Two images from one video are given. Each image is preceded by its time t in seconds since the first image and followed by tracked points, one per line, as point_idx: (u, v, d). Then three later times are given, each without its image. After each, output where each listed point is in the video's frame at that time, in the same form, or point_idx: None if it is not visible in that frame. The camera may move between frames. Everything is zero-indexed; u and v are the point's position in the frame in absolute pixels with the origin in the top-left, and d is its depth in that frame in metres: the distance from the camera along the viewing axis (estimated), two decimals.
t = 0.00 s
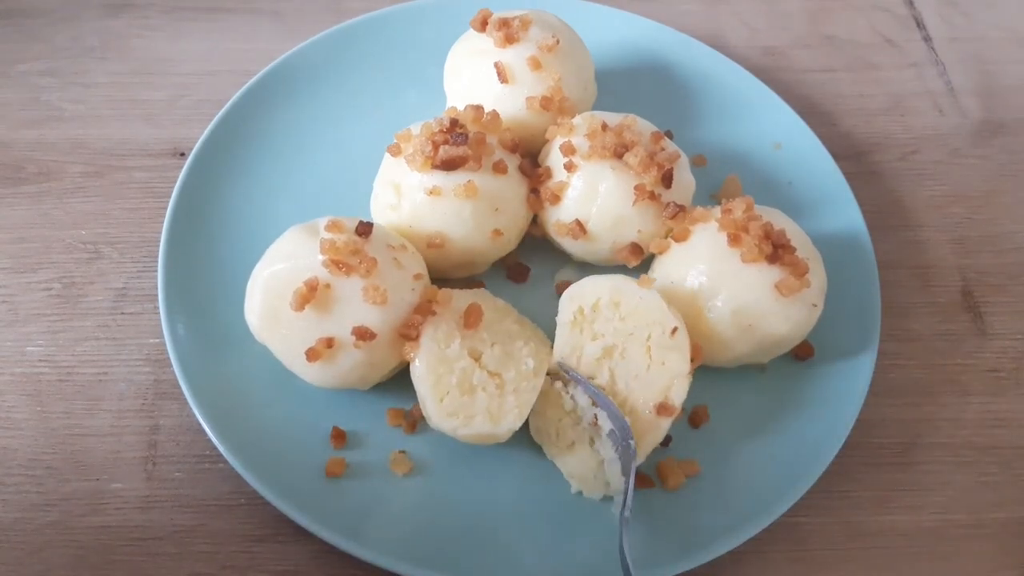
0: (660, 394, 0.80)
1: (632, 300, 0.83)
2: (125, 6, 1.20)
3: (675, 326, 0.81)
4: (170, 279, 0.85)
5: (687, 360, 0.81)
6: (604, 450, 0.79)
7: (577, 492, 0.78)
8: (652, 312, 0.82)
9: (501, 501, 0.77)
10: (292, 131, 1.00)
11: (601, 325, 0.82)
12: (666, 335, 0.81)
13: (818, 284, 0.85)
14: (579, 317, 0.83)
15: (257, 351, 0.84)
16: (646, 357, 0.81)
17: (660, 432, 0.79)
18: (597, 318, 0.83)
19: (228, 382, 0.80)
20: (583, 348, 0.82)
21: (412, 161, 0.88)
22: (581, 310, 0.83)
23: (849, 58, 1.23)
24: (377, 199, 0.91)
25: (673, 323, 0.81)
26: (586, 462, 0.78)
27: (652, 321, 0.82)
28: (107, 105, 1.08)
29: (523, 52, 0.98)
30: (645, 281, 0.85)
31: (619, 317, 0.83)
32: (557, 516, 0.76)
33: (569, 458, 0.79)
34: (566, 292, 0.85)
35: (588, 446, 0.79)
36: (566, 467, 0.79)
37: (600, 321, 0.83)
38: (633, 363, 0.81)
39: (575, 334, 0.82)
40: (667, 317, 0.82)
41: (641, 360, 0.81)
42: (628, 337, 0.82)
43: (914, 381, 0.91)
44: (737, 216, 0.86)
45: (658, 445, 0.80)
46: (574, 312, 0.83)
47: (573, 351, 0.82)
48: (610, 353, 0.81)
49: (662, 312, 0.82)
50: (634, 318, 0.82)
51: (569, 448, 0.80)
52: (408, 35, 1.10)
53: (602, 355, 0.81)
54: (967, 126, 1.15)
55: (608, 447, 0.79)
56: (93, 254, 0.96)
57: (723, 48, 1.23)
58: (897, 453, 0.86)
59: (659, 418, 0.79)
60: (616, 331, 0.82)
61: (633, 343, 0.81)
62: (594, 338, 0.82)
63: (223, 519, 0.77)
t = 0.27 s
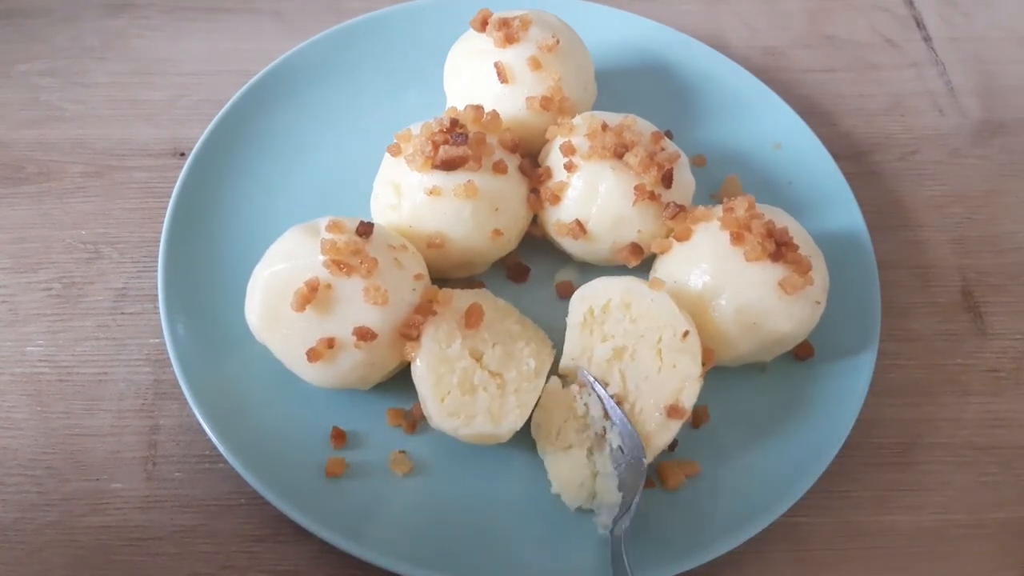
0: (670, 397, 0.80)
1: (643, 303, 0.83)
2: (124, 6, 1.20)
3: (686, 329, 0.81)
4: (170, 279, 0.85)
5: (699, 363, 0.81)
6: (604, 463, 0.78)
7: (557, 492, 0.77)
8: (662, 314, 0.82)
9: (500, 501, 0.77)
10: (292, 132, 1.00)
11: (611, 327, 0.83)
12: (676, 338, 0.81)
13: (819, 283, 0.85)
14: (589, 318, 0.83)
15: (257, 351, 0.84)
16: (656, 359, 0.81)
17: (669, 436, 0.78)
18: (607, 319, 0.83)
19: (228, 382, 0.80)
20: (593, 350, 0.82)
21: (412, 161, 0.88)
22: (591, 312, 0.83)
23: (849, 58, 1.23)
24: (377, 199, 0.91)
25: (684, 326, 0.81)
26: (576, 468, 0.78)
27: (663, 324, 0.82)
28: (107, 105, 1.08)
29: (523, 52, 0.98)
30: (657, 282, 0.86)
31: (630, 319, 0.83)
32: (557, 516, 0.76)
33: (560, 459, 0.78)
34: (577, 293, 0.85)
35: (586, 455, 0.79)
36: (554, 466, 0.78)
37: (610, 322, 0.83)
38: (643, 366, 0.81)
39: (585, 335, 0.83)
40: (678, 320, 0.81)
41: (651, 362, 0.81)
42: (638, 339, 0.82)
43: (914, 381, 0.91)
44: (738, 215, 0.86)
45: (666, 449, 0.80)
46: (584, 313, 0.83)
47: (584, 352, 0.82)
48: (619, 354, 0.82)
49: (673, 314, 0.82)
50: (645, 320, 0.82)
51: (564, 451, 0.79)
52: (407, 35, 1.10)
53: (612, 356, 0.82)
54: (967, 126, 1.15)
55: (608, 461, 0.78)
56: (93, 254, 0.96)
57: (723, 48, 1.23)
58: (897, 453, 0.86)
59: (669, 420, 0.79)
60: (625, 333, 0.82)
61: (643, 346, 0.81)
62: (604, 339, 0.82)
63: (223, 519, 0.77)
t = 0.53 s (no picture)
0: (674, 393, 0.80)
1: (640, 302, 0.83)
2: (125, 6, 1.20)
3: (685, 324, 0.82)
4: (170, 279, 0.85)
5: (699, 358, 0.81)
6: (575, 481, 0.76)
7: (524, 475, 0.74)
8: (661, 312, 0.82)
9: (500, 501, 0.77)
10: (292, 132, 1.00)
11: (609, 329, 0.83)
12: (677, 333, 0.81)
13: (819, 283, 0.85)
14: (587, 322, 0.83)
15: (257, 351, 0.84)
16: (657, 357, 0.81)
17: (676, 432, 0.79)
18: (604, 322, 0.83)
19: (228, 382, 0.80)
20: (592, 354, 0.82)
21: (412, 161, 0.88)
22: (588, 315, 0.83)
23: (849, 58, 1.23)
24: (377, 199, 0.91)
25: (683, 322, 0.82)
26: (551, 468, 0.75)
27: (662, 321, 0.82)
28: (107, 105, 1.08)
29: (523, 52, 0.98)
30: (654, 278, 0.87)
31: (628, 320, 0.83)
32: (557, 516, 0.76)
33: (546, 453, 0.75)
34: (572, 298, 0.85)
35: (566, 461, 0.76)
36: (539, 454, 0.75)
37: (608, 325, 0.83)
38: (644, 365, 0.81)
39: (582, 340, 0.82)
40: (678, 316, 0.82)
41: (652, 361, 0.81)
42: (637, 339, 0.82)
43: (914, 381, 0.91)
44: (738, 215, 0.86)
45: (671, 447, 0.80)
46: (581, 317, 0.83)
47: (582, 357, 0.82)
48: (618, 356, 0.82)
49: (671, 310, 0.82)
50: (644, 319, 0.83)
51: (553, 445, 0.76)
52: (407, 35, 1.10)
53: (612, 359, 0.81)
54: (967, 126, 1.15)
55: (578, 482, 0.76)
56: (93, 254, 0.96)
57: (723, 49, 1.23)
58: (897, 453, 0.86)
59: (674, 416, 0.79)
60: (624, 334, 0.82)
61: (642, 345, 0.82)
62: (602, 343, 0.82)
63: (223, 519, 0.77)
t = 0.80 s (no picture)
0: (674, 384, 0.81)
1: (634, 295, 0.83)
2: (125, 6, 1.20)
3: (680, 315, 0.82)
4: (170, 279, 0.85)
5: (695, 347, 0.82)
6: (575, 474, 0.76)
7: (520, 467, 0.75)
8: (656, 304, 0.83)
9: (500, 501, 0.77)
10: (292, 132, 1.00)
11: (605, 325, 0.83)
12: (672, 325, 0.82)
13: (819, 283, 0.85)
14: (582, 319, 0.83)
15: (257, 352, 0.84)
16: (654, 350, 0.82)
17: (678, 422, 0.80)
18: (600, 318, 0.83)
19: (228, 383, 0.80)
20: (589, 351, 0.82)
21: (412, 161, 0.88)
22: (583, 313, 0.83)
23: (849, 58, 1.23)
24: (377, 199, 0.91)
25: (678, 312, 0.82)
26: (549, 462, 0.76)
27: (658, 313, 0.82)
28: (107, 105, 1.08)
29: (523, 52, 0.98)
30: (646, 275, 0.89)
31: (623, 314, 0.83)
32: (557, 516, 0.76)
33: (542, 447, 0.76)
34: (566, 295, 0.84)
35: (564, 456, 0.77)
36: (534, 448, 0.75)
37: (603, 321, 0.83)
38: (641, 358, 0.81)
39: (578, 338, 0.82)
40: (672, 307, 0.83)
41: (649, 354, 0.81)
42: (634, 334, 0.82)
43: (914, 381, 0.91)
44: (738, 215, 0.86)
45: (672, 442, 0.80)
46: (576, 314, 0.83)
47: (578, 355, 0.82)
48: (616, 352, 0.82)
49: (666, 302, 0.83)
50: (638, 313, 0.83)
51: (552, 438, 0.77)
52: (407, 35, 1.10)
53: (609, 354, 0.81)
54: (967, 126, 1.15)
55: (578, 476, 0.76)
56: (93, 254, 0.96)
57: (723, 49, 1.23)
58: (897, 453, 0.86)
59: (676, 407, 0.80)
60: (620, 329, 0.82)
61: (639, 338, 0.82)
62: (599, 339, 0.82)
63: (223, 519, 0.77)
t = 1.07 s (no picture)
0: (679, 372, 0.81)
1: (626, 291, 0.83)
2: (125, 6, 1.20)
3: (675, 305, 0.83)
4: (170, 279, 0.85)
5: (692, 334, 0.83)
6: (582, 463, 0.77)
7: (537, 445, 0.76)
8: (650, 298, 0.83)
9: (500, 501, 0.77)
10: (292, 132, 1.00)
11: (601, 327, 0.82)
12: (668, 316, 0.82)
13: (819, 283, 0.85)
14: (579, 325, 0.82)
15: (257, 352, 0.84)
16: (653, 342, 0.81)
17: (690, 409, 0.80)
18: (596, 320, 0.82)
19: (228, 383, 0.80)
20: (590, 355, 0.81)
21: (412, 161, 0.88)
22: (579, 317, 0.82)
23: (848, 58, 1.23)
24: (377, 199, 0.91)
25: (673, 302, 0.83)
26: (563, 444, 0.77)
27: (653, 305, 0.83)
28: (107, 105, 1.08)
29: (523, 52, 0.98)
30: (634, 269, 0.88)
31: (618, 313, 0.83)
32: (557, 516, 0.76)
33: (560, 431, 0.76)
34: (559, 303, 0.83)
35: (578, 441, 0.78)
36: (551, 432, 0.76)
37: (600, 323, 0.82)
38: (642, 353, 0.81)
39: (577, 344, 0.81)
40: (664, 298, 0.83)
41: (649, 347, 0.81)
42: (632, 330, 0.82)
43: (914, 381, 0.91)
44: (738, 215, 0.86)
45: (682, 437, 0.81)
46: (572, 322, 0.82)
47: (579, 360, 0.81)
48: (616, 351, 0.81)
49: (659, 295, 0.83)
50: (634, 309, 0.83)
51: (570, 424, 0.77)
52: (407, 35, 1.10)
53: (610, 355, 0.81)
54: (967, 126, 1.15)
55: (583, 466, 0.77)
56: (93, 254, 0.96)
57: (723, 49, 1.23)
58: (897, 453, 0.86)
59: (684, 395, 0.80)
60: (618, 328, 0.82)
61: (637, 334, 0.82)
62: (597, 341, 0.81)
63: (223, 519, 0.77)
